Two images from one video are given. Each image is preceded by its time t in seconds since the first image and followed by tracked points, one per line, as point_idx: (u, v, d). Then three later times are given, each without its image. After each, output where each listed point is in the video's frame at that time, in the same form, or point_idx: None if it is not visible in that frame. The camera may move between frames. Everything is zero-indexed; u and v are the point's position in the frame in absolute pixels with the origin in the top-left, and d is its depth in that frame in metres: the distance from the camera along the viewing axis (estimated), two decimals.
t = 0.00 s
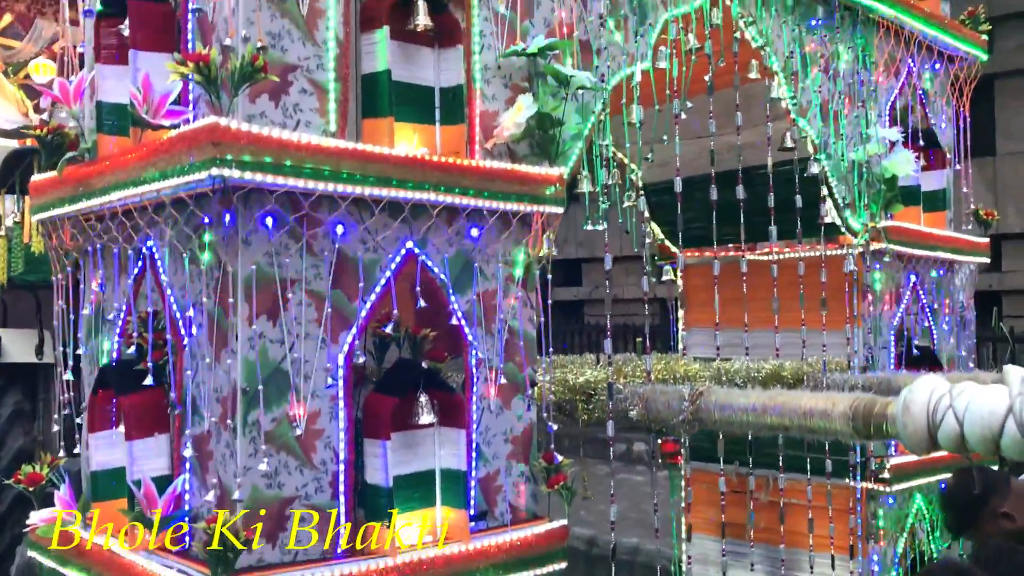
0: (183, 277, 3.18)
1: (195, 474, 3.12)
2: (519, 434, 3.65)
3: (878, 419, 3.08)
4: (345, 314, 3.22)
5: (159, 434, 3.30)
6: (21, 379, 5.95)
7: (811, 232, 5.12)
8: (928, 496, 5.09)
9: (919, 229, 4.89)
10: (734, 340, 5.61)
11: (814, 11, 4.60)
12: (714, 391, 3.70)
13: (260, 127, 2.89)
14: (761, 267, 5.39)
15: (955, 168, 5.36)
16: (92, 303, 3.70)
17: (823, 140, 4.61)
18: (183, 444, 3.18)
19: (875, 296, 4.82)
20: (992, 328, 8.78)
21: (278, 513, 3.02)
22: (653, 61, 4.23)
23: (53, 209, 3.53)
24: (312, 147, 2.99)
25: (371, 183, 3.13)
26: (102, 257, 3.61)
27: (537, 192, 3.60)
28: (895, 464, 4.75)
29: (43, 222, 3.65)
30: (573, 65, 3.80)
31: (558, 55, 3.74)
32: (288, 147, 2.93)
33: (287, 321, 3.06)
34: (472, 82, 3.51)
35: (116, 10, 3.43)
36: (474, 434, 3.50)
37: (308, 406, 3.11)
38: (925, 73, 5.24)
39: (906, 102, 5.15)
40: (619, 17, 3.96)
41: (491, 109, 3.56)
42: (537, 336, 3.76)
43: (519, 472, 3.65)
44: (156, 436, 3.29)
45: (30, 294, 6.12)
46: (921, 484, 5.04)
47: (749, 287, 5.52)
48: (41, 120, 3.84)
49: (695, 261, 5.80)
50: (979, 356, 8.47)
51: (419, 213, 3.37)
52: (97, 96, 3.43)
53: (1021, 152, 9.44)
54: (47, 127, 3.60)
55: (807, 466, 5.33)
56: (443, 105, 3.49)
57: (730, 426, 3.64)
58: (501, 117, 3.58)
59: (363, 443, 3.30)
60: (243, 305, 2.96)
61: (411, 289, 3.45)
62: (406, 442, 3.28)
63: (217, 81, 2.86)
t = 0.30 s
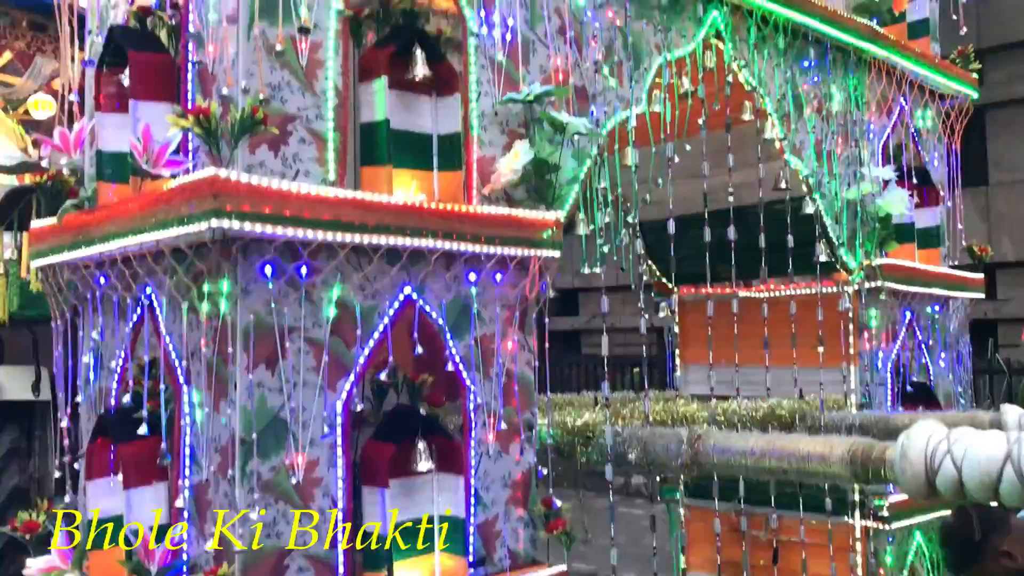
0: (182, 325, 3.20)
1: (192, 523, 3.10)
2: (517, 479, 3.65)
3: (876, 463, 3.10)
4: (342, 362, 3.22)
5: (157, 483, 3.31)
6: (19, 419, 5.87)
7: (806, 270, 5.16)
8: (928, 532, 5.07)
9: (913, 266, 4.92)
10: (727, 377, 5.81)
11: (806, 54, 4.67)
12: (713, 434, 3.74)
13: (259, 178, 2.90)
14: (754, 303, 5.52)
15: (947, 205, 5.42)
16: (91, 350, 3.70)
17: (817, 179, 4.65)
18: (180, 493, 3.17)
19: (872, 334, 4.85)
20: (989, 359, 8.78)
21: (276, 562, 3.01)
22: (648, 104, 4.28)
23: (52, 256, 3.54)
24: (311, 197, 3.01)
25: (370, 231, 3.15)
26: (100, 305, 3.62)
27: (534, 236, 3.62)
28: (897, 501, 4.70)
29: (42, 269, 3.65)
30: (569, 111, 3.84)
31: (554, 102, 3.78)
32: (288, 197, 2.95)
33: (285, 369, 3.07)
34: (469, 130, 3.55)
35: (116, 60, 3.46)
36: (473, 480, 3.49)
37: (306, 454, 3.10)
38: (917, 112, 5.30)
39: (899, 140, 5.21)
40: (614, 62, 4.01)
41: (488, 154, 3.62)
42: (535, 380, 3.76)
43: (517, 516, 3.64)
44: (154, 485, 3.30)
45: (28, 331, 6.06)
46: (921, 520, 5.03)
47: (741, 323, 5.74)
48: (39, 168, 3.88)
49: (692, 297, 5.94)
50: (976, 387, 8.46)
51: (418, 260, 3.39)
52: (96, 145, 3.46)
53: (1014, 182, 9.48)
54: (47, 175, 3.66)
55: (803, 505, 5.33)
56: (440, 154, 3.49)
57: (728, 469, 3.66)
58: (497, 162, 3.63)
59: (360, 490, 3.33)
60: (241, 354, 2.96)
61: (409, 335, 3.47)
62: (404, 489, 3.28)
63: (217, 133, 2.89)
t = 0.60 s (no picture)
0: (189, 381, 3.20)
1: None
2: (523, 532, 3.62)
3: (886, 517, 3.11)
4: (348, 418, 3.22)
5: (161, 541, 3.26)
6: (19, 464, 5.94)
7: (809, 315, 5.17)
8: None
9: (918, 310, 4.96)
10: (733, 423, 5.93)
11: (807, 102, 4.72)
12: (719, 486, 3.76)
13: (267, 235, 2.92)
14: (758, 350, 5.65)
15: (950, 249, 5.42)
16: (97, 404, 3.70)
17: (819, 226, 4.69)
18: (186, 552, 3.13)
19: (876, 380, 4.86)
20: (993, 399, 8.70)
21: None
22: (650, 154, 4.31)
23: (58, 310, 3.54)
24: (318, 254, 3.02)
25: (377, 286, 3.16)
26: (105, 359, 3.61)
27: (540, 287, 3.63)
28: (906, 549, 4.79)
29: (47, 322, 3.65)
30: (572, 163, 3.87)
31: (558, 154, 3.82)
32: (295, 254, 2.96)
33: (291, 426, 3.06)
34: (474, 183, 3.59)
35: (123, 116, 3.49)
36: (479, 534, 3.48)
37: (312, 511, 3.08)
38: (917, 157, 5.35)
39: (900, 185, 5.28)
40: (616, 114, 4.05)
41: (493, 207, 3.66)
42: (540, 432, 3.76)
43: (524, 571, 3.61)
44: (159, 542, 3.25)
45: (28, 375, 6.05)
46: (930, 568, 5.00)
47: (745, 372, 5.88)
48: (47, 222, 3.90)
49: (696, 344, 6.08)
50: (981, 428, 8.36)
51: (424, 313, 3.39)
52: (105, 201, 3.49)
53: (1016, 221, 9.33)
54: (54, 228, 3.67)
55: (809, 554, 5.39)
56: (445, 207, 3.49)
57: (736, 521, 3.66)
58: (503, 215, 3.66)
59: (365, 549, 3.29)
60: (248, 412, 2.96)
61: (416, 389, 3.48)
62: (411, 545, 3.27)
63: (226, 191, 2.91)
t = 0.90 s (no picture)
0: (192, 440, 3.20)
1: None
2: None
3: (893, 571, 3.16)
4: (350, 476, 3.21)
5: None
6: (19, 514, 5.90)
7: (813, 362, 5.23)
8: None
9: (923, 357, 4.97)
10: (743, 472, 5.96)
11: (805, 152, 4.78)
12: (725, 540, 3.73)
13: (271, 295, 2.94)
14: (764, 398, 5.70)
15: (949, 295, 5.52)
16: (100, 462, 3.70)
17: (819, 274, 4.73)
18: None
19: (880, 428, 4.86)
20: (1000, 440, 8.65)
21: None
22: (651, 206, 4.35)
23: (62, 368, 3.56)
24: (322, 312, 3.03)
25: (380, 344, 3.17)
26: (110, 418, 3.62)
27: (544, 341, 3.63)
28: None
29: (51, 380, 3.67)
30: (574, 217, 3.91)
31: (559, 210, 3.87)
32: (299, 313, 2.98)
33: (295, 485, 3.05)
34: (477, 238, 3.62)
35: (129, 177, 3.55)
36: None
37: (316, 571, 3.06)
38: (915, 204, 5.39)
39: (898, 233, 5.37)
40: (616, 168, 4.10)
41: (495, 262, 3.68)
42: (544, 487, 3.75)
43: None
44: None
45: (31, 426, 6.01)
46: None
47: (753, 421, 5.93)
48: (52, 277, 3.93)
49: (704, 392, 6.15)
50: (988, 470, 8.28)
51: (427, 370, 3.40)
52: (110, 259, 3.52)
53: (1016, 259, 9.34)
54: (58, 284, 3.66)
55: None
56: (449, 262, 3.49)
57: None
58: (505, 269, 3.69)
59: None
60: (252, 471, 2.96)
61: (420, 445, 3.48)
62: None
63: (230, 253, 2.95)
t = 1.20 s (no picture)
0: (190, 499, 3.19)
1: None
2: None
3: None
4: (351, 536, 3.19)
5: None
6: (18, 564, 5.97)
7: (814, 411, 5.22)
8: None
9: (923, 405, 4.97)
10: (747, 521, 5.93)
11: (802, 202, 4.82)
12: None
13: (269, 355, 2.94)
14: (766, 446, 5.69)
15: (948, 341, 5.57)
16: (97, 521, 3.68)
17: (819, 323, 4.76)
18: None
19: (883, 477, 4.85)
20: (1005, 481, 8.58)
21: None
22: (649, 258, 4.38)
23: (62, 426, 3.56)
24: (320, 372, 3.03)
25: (379, 402, 3.15)
26: (109, 476, 3.61)
27: (543, 395, 3.62)
28: None
29: (50, 436, 3.67)
30: (572, 271, 3.93)
31: (557, 263, 3.89)
32: (297, 373, 2.97)
33: (293, 547, 3.03)
34: (475, 292, 3.63)
35: (133, 235, 3.59)
36: None
37: None
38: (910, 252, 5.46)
39: (898, 279, 5.41)
40: (614, 221, 4.13)
41: (494, 315, 3.68)
42: (544, 542, 3.73)
43: None
44: None
45: (29, 475, 6.01)
46: None
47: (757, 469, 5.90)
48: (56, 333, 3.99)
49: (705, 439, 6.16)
50: (995, 513, 8.19)
51: (426, 427, 3.39)
52: (110, 317, 3.54)
53: (1015, 297, 9.32)
54: (60, 342, 3.72)
55: None
56: (448, 317, 3.50)
57: None
58: (504, 323, 3.68)
59: None
60: (249, 533, 2.94)
61: (419, 502, 3.46)
62: None
63: (229, 314, 2.95)
